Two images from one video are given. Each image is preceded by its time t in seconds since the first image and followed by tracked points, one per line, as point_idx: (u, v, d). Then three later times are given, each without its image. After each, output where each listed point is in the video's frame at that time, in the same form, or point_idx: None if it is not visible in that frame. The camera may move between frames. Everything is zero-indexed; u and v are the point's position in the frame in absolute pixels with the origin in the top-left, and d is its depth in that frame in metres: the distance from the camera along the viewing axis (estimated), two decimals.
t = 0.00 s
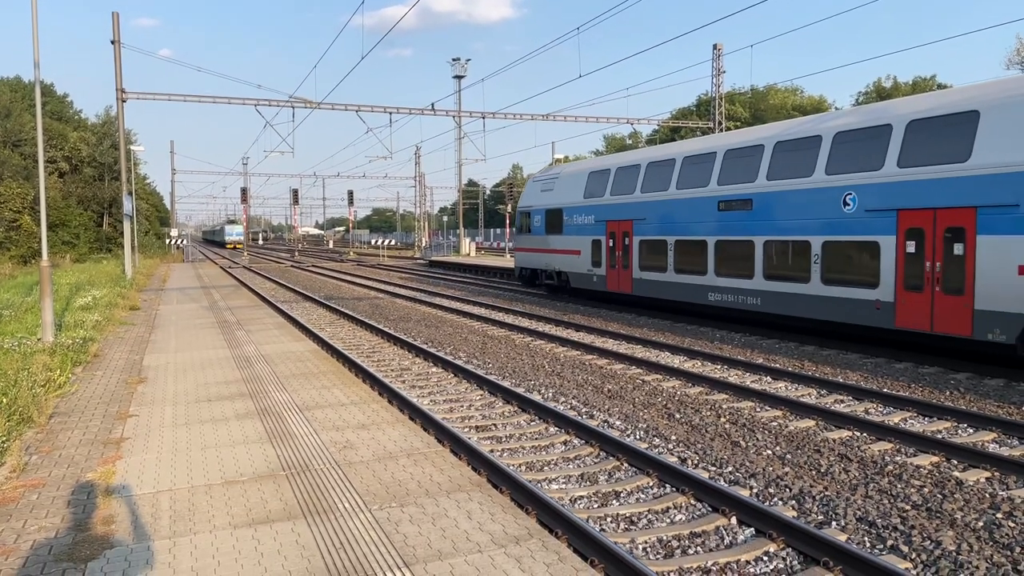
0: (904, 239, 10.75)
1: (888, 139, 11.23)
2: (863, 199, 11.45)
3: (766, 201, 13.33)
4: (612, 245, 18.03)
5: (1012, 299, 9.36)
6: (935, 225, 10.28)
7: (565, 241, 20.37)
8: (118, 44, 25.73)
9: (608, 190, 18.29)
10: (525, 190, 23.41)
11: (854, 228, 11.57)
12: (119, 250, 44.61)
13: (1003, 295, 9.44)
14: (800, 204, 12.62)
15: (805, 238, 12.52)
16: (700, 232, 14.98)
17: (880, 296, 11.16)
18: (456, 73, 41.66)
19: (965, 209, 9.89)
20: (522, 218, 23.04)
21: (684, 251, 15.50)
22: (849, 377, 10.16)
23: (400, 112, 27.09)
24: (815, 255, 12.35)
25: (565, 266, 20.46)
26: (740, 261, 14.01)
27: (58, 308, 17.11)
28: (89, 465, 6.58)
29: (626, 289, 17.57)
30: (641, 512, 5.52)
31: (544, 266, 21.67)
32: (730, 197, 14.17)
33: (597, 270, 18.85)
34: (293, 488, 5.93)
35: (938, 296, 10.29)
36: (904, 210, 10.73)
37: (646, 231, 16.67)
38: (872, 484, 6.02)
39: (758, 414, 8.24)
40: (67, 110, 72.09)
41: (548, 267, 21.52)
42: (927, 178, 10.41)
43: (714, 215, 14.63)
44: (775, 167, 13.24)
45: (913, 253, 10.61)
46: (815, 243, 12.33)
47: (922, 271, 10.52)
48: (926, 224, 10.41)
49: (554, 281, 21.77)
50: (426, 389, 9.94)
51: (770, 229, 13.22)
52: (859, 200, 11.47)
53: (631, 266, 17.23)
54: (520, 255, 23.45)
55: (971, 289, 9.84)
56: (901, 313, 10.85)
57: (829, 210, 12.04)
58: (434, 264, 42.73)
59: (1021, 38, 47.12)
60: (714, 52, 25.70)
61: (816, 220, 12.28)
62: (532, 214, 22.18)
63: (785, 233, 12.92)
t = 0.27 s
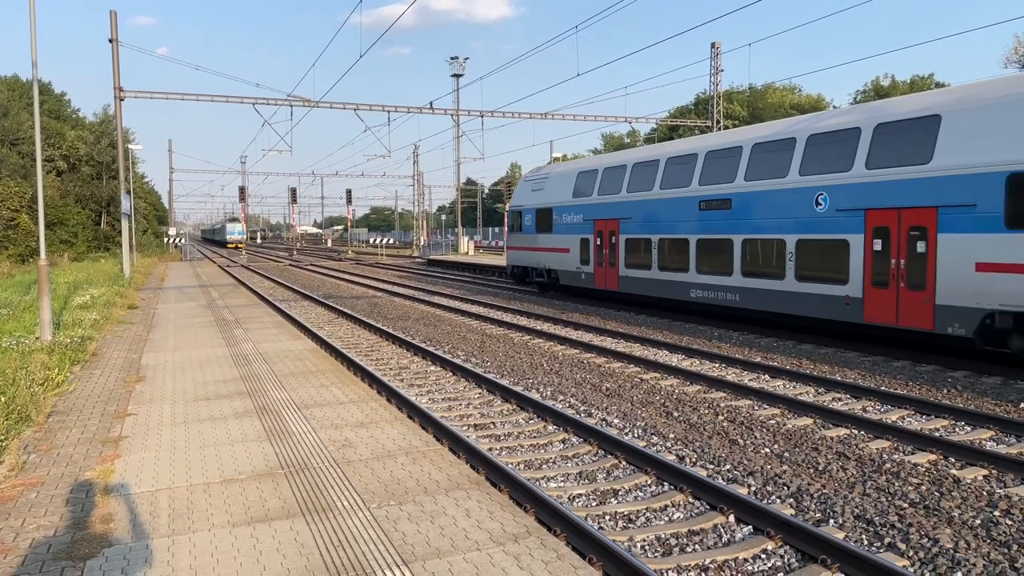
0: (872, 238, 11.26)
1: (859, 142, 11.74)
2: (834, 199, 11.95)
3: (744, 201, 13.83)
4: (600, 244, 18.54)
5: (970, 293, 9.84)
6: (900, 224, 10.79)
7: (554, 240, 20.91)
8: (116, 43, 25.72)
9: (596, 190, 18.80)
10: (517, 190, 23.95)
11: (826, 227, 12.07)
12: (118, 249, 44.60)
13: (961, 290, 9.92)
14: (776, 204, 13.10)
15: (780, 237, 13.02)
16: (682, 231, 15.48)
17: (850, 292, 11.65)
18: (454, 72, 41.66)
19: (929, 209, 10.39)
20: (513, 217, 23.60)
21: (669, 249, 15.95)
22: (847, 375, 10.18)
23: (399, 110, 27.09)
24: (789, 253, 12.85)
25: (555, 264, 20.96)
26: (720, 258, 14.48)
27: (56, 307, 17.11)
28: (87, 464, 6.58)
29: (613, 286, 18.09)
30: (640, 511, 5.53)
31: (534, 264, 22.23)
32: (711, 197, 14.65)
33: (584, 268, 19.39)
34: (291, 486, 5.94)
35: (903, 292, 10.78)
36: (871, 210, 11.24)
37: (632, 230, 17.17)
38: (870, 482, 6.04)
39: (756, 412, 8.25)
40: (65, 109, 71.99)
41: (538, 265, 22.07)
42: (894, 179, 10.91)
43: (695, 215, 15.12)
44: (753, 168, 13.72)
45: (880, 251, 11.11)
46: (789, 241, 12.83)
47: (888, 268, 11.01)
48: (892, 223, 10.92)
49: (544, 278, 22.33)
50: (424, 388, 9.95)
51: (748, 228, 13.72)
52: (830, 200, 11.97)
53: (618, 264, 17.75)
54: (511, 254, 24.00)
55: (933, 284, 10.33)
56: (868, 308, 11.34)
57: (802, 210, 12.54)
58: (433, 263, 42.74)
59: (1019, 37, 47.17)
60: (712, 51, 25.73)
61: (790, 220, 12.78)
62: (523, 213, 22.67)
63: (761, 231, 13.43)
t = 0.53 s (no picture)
0: (843, 237, 11.71)
1: (832, 144, 12.17)
2: (809, 199, 12.38)
3: (724, 201, 14.25)
4: (588, 243, 18.97)
5: (935, 289, 10.28)
6: (870, 224, 11.26)
7: (544, 239, 21.37)
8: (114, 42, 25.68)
9: (584, 190, 19.23)
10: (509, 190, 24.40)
11: (802, 226, 12.48)
12: (115, 247, 44.56)
13: (927, 286, 10.36)
14: (754, 204, 13.52)
15: (758, 235, 13.45)
16: (666, 229, 15.90)
17: (823, 289, 12.08)
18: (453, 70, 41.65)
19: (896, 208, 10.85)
20: (505, 217, 24.07)
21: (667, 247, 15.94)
22: (844, 373, 10.20)
23: (397, 109, 27.08)
24: (766, 251, 13.27)
25: (545, 262, 21.40)
26: (702, 257, 14.89)
27: (54, 306, 17.09)
28: (85, 463, 6.58)
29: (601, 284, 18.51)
30: (637, 509, 5.54)
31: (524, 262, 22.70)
32: (693, 197, 15.07)
33: (573, 266, 19.85)
34: (289, 484, 5.94)
35: (873, 288, 11.23)
36: (844, 209, 11.67)
37: (619, 228, 17.58)
38: (868, 480, 6.04)
39: (754, 411, 8.26)
40: (62, 107, 71.86)
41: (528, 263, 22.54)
42: (866, 179, 11.32)
43: (678, 214, 15.54)
44: (733, 169, 14.14)
45: (851, 249, 11.56)
46: (767, 240, 13.24)
47: (859, 265, 11.47)
48: (863, 222, 11.38)
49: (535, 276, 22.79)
50: (423, 386, 9.95)
51: (728, 227, 14.13)
52: (805, 200, 12.39)
53: (606, 262, 18.17)
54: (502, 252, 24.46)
55: (900, 281, 10.77)
56: (841, 304, 11.78)
57: (779, 209, 12.96)
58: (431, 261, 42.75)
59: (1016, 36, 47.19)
60: (710, 50, 25.75)
61: (768, 219, 13.20)
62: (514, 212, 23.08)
63: (740, 230, 13.85)
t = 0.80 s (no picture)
0: (820, 235, 12.16)
1: (809, 145, 12.60)
2: (787, 199, 12.83)
3: (708, 201, 14.68)
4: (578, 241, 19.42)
5: (904, 286, 10.73)
6: (844, 223, 11.72)
7: (535, 238, 21.84)
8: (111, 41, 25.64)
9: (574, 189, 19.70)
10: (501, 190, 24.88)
11: (780, 225, 12.92)
12: (113, 247, 44.50)
13: (897, 283, 10.80)
14: (735, 204, 13.98)
15: (739, 234, 13.91)
16: (652, 228, 16.37)
17: (800, 286, 12.54)
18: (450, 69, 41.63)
19: (867, 208, 11.31)
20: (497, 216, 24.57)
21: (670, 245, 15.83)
22: (842, 372, 10.22)
23: (395, 108, 27.07)
24: (746, 250, 13.74)
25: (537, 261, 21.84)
26: (688, 255, 15.31)
27: (51, 306, 17.06)
28: (83, 463, 6.57)
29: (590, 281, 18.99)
30: (635, 508, 5.54)
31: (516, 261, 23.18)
32: (677, 197, 15.53)
33: (563, 264, 20.33)
34: (287, 483, 5.94)
35: (847, 285, 11.68)
36: (819, 210, 12.14)
37: (608, 227, 18.04)
38: (865, 479, 6.05)
39: (752, 409, 8.27)
40: (59, 106, 71.73)
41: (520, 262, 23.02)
42: (840, 180, 11.76)
43: (664, 214, 15.98)
44: (715, 169, 14.59)
45: (826, 247, 12.03)
46: (747, 239, 13.68)
47: (833, 263, 11.92)
48: (838, 222, 11.82)
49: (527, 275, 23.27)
50: (420, 385, 9.95)
51: (710, 226, 14.60)
52: (783, 200, 12.85)
53: (595, 260, 18.62)
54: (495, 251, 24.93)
55: (873, 279, 11.21)
56: (818, 301, 12.22)
57: (758, 209, 13.43)
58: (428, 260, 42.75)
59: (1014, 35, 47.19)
60: (708, 49, 25.75)
61: (748, 218, 13.67)
62: (507, 212, 23.50)
63: (722, 229, 14.32)
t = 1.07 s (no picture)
0: (798, 234, 12.55)
1: (789, 147, 12.98)
2: (768, 200, 13.21)
3: (693, 201, 15.05)
4: (569, 240, 19.76)
5: (877, 283, 11.11)
6: (821, 223, 12.10)
7: (526, 237, 22.22)
8: (108, 40, 25.59)
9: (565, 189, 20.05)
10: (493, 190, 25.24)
11: (762, 224, 13.30)
12: (110, 246, 44.42)
13: (870, 281, 11.19)
14: (719, 204, 14.35)
15: (723, 233, 14.28)
16: (640, 228, 16.74)
17: (780, 284, 12.91)
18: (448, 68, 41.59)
19: (843, 208, 11.69)
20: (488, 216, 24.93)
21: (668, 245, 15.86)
22: (839, 371, 10.23)
23: (392, 108, 27.04)
24: (730, 248, 14.10)
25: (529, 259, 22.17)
26: (675, 254, 15.65)
27: (48, 305, 17.02)
28: (80, 463, 6.56)
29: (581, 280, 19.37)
30: (632, 507, 5.55)
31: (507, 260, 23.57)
32: (665, 197, 15.89)
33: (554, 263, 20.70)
34: (284, 483, 5.93)
35: (824, 283, 12.05)
36: (799, 209, 12.51)
37: (598, 227, 18.39)
38: (862, 478, 6.06)
39: (750, 408, 8.28)
40: (56, 106, 71.58)
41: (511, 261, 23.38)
42: (818, 181, 12.13)
43: (651, 213, 16.35)
44: (701, 170, 14.95)
45: (805, 246, 12.41)
46: (731, 238, 14.05)
47: (812, 262, 12.29)
48: (816, 221, 12.20)
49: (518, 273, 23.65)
50: (418, 385, 9.95)
51: (695, 226, 14.97)
52: (765, 201, 13.22)
53: (585, 259, 18.99)
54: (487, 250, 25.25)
55: (848, 276, 11.58)
56: (797, 297, 12.60)
57: (741, 209, 13.79)
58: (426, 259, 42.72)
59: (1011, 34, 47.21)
60: (706, 48, 25.75)
61: (731, 218, 14.04)
62: (500, 211, 23.81)
63: (707, 228, 14.69)
